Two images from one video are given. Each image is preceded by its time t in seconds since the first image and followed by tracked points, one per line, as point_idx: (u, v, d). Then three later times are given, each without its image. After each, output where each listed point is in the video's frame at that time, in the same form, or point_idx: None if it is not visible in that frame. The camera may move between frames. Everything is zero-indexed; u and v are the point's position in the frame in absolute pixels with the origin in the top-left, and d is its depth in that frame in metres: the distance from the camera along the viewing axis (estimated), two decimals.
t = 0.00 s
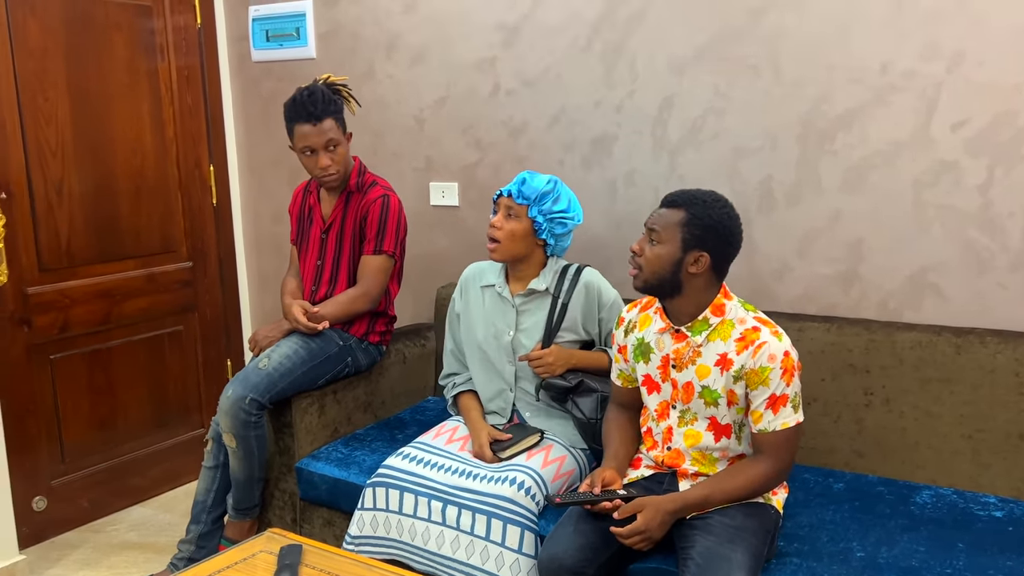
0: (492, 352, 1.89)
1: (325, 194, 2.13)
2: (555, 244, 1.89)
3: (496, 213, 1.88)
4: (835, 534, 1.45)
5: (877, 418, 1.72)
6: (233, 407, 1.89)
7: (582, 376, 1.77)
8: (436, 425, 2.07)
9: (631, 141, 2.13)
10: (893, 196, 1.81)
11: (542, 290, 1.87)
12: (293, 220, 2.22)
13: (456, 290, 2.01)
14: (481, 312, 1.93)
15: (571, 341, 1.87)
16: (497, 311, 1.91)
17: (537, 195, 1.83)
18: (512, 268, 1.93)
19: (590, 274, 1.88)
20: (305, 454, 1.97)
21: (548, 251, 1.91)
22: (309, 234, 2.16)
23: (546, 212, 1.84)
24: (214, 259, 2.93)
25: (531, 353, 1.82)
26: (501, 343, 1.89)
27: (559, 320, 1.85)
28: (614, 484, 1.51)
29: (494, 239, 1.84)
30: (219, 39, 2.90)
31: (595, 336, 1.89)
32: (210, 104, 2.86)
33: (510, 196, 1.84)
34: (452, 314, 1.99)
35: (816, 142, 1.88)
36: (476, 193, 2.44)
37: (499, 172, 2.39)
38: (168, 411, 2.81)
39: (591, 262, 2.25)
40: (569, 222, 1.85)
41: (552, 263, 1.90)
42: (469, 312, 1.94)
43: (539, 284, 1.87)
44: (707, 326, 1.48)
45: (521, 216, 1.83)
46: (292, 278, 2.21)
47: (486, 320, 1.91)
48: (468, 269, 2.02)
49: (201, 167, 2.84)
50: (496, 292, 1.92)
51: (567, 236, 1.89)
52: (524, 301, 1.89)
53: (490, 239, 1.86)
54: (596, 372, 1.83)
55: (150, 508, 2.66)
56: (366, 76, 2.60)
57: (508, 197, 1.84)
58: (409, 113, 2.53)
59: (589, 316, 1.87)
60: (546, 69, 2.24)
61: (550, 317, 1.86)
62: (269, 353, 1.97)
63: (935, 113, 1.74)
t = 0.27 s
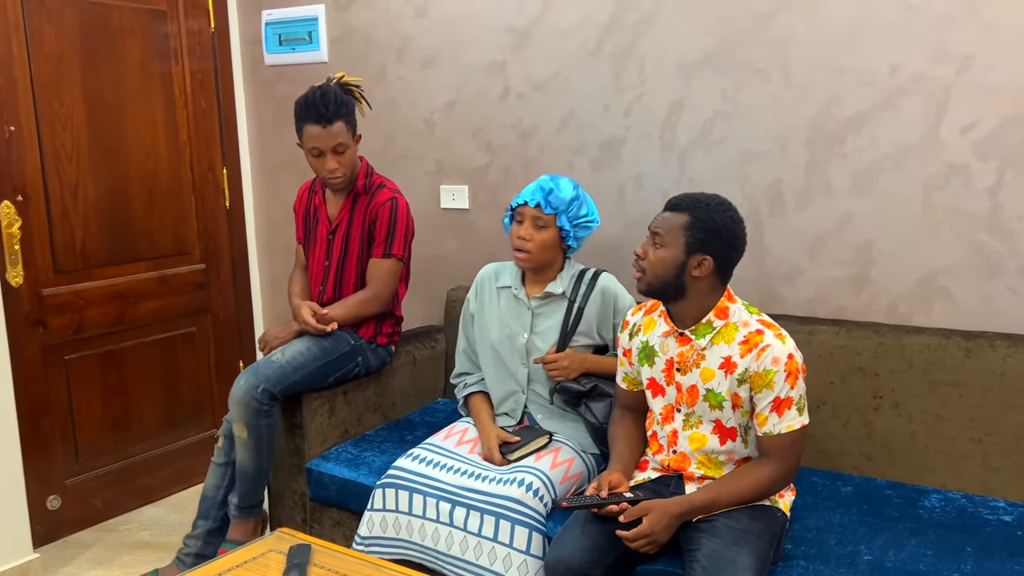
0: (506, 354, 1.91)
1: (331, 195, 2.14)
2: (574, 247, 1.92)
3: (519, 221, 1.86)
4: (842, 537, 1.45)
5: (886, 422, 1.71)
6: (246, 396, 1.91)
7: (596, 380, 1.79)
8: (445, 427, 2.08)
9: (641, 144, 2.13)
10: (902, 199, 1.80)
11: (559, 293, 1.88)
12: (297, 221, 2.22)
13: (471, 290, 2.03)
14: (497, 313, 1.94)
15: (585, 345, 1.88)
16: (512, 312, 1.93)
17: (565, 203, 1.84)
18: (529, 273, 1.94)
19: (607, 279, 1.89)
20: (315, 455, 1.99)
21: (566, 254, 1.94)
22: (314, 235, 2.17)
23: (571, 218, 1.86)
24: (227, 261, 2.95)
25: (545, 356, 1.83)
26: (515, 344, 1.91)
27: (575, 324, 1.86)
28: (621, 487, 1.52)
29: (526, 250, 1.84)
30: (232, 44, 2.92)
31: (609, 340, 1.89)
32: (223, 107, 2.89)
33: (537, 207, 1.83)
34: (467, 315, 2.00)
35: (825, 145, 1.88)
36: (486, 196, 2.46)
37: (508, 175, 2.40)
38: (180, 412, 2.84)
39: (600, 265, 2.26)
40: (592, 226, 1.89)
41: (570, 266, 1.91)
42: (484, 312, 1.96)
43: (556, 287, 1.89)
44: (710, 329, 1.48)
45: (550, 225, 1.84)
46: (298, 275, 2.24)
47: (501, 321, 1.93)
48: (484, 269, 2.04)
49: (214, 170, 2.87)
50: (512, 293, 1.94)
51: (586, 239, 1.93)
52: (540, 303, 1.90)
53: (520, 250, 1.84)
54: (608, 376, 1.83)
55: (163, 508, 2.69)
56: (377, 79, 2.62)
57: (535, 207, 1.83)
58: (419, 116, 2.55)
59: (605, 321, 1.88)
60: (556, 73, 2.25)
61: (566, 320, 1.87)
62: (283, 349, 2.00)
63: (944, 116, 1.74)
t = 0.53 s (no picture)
0: (521, 356, 1.92)
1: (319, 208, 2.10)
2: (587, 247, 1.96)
3: (541, 232, 1.86)
4: (855, 541, 1.44)
5: (900, 426, 1.71)
6: (284, 400, 1.90)
7: (611, 381, 1.80)
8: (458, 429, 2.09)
9: (653, 147, 2.14)
10: (916, 202, 1.80)
11: (574, 295, 1.89)
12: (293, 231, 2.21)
13: (485, 293, 2.04)
14: (512, 315, 1.95)
15: (600, 347, 1.88)
16: (527, 315, 1.94)
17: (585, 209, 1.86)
18: (544, 277, 1.95)
19: (622, 281, 1.90)
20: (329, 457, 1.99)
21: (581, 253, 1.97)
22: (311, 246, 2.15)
23: (590, 222, 1.89)
24: (243, 263, 2.98)
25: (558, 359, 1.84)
26: (530, 346, 1.92)
27: (590, 326, 1.87)
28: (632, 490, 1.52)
29: (552, 261, 1.85)
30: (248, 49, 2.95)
31: (623, 343, 1.90)
32: (239, 111, 2.92)
33: (560, 217, 1.83)
34: (481, 317, 2.02)
35: (838, 148, 1.87)
36: (499, 199, 2.47)
37: (521, 178, 2.41)
38: (196, 413, 2.87)
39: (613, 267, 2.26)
40: (607, 225, 1.93)
41: (585, 268, 1.93)
42: (498, 315, 1.97)
43: (571, 289, 1.89)
44: (722, 333, 1.48)
45: (572, 233, 1.86)
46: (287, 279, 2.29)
47: (516, 323, 1.94)
48: (498, 272, 2.05)
49: (230, 173, 2.90)
50: (527, 295, 1.95)
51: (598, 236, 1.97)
52: (556, 305, 1.91)
53: (546, 262, 1.85)
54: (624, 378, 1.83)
55: (179, 508, 2.72)
56: (392, 83, 2.64)
57: (558, 218, 1.84)
58: (433, 119, 2.57)
59: (619, 323, 1.88)
60: (569, 76, 2.25)
61: (581, 322, 1.87)
62: (311, 353, 2.00)
63: (958, 120, 1.73)
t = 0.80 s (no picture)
0: (541, 361, 1.94)
1: (313, 232, 2.02)
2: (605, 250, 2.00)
3: (567, 239, 1.88)
4: (878, 547, 1.45)
5: (924, 433, 1.70)
6: (336, 452, 1.90)
7: (631, 385, 1.81)
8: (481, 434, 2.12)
9: (676, 154, 2.15)
10: (940, 208, 1.80)
11: (593, 299, 1.91)
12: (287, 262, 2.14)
13: (505, 299, 2.07)
14: (532, 321, 1.98)
15: (620, 351, 1.89)
16: (547, 320, 1.97)
17: (607, 214, 1.90)
18: (563, 283, 1.97)
19: (640, 285, 1.91)
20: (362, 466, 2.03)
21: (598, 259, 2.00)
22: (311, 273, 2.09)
23: (611, 226, 1.93)
24: (270, 269, 3.03)
25: (579, 363, 1.86)
26: (550, 351, 1.94)
27: (609, 330, 1.88)
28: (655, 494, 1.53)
29: (584, 266, 1.87)
30: (275, 59, 3.01)
31: (643, 347, 1.90)
32: (266, 120, 2.98)
33: (586, 223, 1.87)
34: (501, 325, 2.05)
35: (861, 154, 1.88)
36: (522, 206, 2.50)
37: (544, 185, 2.43)
38: (224, 418, 2.92)
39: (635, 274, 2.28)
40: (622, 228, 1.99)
41: (603, 273, 1.95)
42: (519, 321, 2.00)
43: (590, 294, 1.92)
44: (747, 339, 1.50)
45: (597, 238, 1.90)
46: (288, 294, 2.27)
47: (536, 329, 1.97)
48: (516, 279, 2.07)
49: (257, 181, 2.95)
50: (546, 301, 1.97)
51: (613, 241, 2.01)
52: (575, 310, 1.93)
53: (577, 268, 1.87)
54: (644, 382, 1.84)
55: (206, 511, 2.77)
56: (416, 92, 2.68)
57: (585, 224, 1.87)
58: (457, 127, 2.60)
59: (639, 327, 1.89)
60: (591, 83, 2.28)
61: (600, 326, 1.89)
62: (350, 389, 1.98)
63: (982, 126, 1.73)
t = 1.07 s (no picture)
0: (565, 367, 1.97)
1: (332, 268, 1.86)
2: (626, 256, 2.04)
3: (594, 246, 1.91)
4: (904, 555, 1.46)
5: (952, 441, 1.70)
6: (365, 462, 1.90)
7: (656, 389, 1.83)
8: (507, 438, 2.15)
9: (703, 163, 2.17)
10: (968, 217, 1.80)
11: (615, 306, 1.94)
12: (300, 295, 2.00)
13: (528, 308, 2.11)
14: (555, 329, 2.01)
15: (643, 356, 1.92)
16: (570, 327, 2.00)
17: (631, 220, 1.94)
18: (584, 291, 1.99)
19: (662, 291, 1.94)
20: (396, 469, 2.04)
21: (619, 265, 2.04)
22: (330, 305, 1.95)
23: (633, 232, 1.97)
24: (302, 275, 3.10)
25: (604, 368, 1.89)
26: (574, 357, 1.97)
27: (632, 335, 1.91)
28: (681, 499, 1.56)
29: (612, 271, 1.90)
30: (309, 70, 3.08)
31: (667, 351, 1.94)
32: (300, 129, 3.05)
33: (613, 229, 1.90)
34: (524, 333, 2.08)
35: (888, 164, 1.89)
36: (550, 214, 2.53)
37: (572, 193, 2.47)
38: (257, 421, 2.99)
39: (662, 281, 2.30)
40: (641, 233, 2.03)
41: (625, 280, 1.98)
42: (542, 329, 2.03)
43: (612, 300, 1.94)
44: (776, 346, 1.51)
45: (622, 244, 1.94)
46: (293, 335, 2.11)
47: (559, 336, 2.00)
48: (538, 289, 2.11)
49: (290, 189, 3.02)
50: (569, 309, 2.01)
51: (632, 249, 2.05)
52: (597, 317, 1.96)
53: (607, 274, 1.90)
54: (669, 386, 1.86)
55: (238, 512, 2.83)
56: (447, 101, 2.73)
57: (611, 230, 1.90)
58: (486, 136, 2.65)
59: (661, 332, 1.92)
60: (619, 93, 2.31)
61: (623, 332, 1.92)
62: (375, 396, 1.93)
63: (1011, 135, 1.74)
